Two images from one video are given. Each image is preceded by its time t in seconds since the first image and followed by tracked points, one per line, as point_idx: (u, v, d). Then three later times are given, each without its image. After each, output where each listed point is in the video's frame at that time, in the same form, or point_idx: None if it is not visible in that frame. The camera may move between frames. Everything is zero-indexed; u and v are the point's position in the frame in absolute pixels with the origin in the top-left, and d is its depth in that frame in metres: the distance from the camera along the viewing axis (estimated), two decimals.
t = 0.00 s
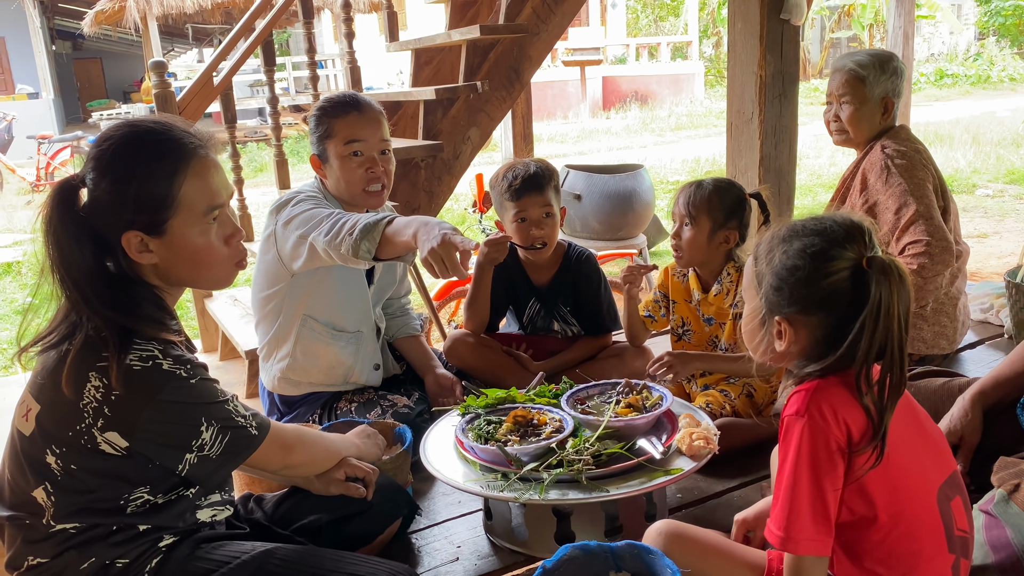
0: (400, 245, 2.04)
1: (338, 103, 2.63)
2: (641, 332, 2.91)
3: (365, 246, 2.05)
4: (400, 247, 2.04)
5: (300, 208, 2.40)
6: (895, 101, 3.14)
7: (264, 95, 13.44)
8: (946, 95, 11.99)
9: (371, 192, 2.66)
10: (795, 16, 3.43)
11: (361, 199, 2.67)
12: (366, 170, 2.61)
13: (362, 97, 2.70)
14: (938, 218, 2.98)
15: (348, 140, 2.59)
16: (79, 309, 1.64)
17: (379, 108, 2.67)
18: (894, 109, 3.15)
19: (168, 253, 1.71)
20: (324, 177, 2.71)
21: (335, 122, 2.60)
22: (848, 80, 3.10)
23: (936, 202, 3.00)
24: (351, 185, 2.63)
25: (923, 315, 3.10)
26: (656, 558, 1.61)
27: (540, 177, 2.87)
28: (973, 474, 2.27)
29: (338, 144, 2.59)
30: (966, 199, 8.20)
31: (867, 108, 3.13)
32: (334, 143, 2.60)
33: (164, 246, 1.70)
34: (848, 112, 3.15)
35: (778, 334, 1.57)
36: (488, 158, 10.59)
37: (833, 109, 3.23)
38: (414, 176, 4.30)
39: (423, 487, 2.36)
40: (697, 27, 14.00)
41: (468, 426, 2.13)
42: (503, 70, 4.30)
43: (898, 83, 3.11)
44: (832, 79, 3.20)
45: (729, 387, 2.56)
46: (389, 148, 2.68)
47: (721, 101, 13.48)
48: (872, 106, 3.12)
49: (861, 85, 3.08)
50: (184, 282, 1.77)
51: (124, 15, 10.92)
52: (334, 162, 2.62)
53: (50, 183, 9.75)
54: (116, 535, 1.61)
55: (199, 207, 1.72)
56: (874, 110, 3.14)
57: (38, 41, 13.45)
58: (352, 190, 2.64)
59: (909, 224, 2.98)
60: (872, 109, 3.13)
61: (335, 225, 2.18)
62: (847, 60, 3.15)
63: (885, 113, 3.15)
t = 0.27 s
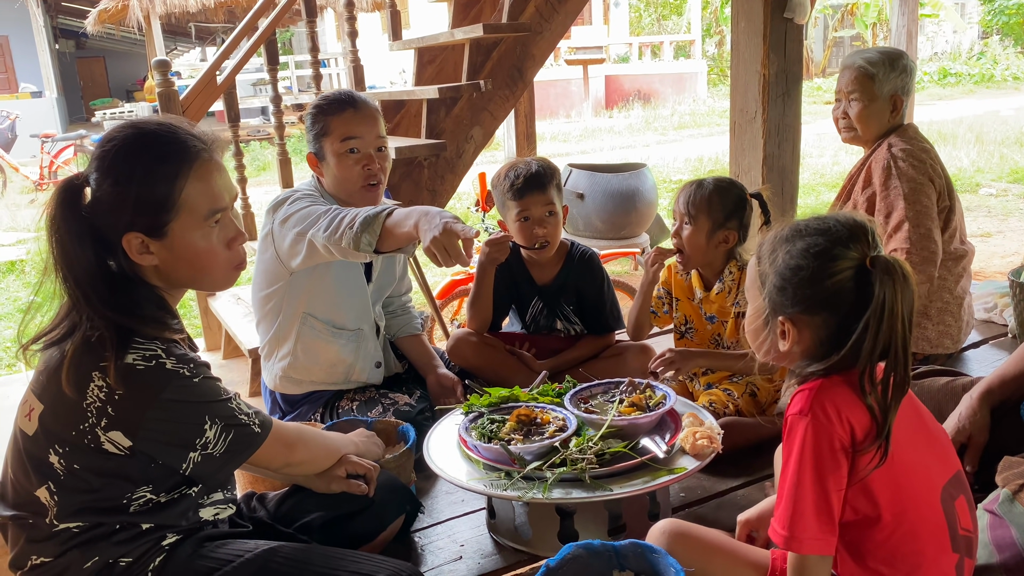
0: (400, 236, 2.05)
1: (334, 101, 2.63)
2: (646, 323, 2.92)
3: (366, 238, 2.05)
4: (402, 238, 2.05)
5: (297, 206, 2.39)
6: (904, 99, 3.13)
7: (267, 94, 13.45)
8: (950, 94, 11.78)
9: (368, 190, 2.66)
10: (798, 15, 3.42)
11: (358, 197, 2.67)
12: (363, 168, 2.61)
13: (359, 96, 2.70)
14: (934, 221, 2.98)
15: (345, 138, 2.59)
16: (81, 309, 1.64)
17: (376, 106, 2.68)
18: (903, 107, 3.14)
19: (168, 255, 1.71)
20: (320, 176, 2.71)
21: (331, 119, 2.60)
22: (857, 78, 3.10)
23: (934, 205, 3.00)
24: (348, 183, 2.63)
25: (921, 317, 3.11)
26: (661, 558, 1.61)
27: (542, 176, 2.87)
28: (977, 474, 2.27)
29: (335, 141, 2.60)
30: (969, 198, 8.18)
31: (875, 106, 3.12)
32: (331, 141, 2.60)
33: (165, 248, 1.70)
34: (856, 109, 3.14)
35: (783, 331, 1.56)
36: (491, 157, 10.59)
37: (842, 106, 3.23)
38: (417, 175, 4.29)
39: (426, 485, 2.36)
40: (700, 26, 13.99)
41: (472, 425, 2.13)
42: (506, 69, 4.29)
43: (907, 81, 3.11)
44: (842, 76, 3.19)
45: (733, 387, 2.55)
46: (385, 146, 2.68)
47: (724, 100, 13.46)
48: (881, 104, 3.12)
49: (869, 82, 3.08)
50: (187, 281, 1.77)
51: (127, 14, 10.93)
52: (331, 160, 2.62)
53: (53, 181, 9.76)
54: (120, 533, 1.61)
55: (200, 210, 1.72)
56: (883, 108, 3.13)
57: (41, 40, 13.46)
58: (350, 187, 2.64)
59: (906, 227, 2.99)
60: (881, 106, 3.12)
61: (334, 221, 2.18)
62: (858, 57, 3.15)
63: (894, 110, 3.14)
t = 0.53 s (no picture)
0: (404, 252, 2.04)
1: (345, 101, 2.62)
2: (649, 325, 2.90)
3: (368, 253, 2.04)
4: (405, 254, 2.04)
5: (303, 209, 2.39)
6: (910, 97, 3.13)
7: (268, 92, 13.46)
8: (952, 92, 11.88)
9: (379, 189, 2.66)
10: (801, 13, 3.42)
11: (370, 197, 2.67)
12: (376, 168, 2.61)
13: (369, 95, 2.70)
14: (931, 222, 2.99)
15: (358, 138, 2.59)
16: (82, 309, 1.64)
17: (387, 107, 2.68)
18: (909, 105, 3.13)
19: (168, 254, 1.71)
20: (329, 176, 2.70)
21: (346, 119, 2.60)
22: (863, 75, 3.10)
23: (933, 205, 3.00)
24: (358, 182, 2.62)
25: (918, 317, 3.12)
26: (662, 556, 1.61)
27: (546, 173, 2.87)
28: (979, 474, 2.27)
29: (347, 141, 2.60)
30: (971, 197, 8.18)
31: (880, 103, 3.11)
32: (343, 141, 2.60)
33: (165, 247, 1.70)
34: (862, 106, 3.14)
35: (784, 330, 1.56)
36: (493, 155, 10.59)
37: (847, 104, 3.22)
38: (419, 174, 4.30)
39: (428, 484, 2.36)
40: (702, 25, 13.98)
41: (473, 423, 2.13)
42: (507, 68, 4.29)
43: (913, 79, 3.11)
44: (848, 73, 3.19)
45: (734, 386, 2.55)
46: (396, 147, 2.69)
47: (725, 98, 13.45)
48: (886, 101, 3.11)
49: (876, 79, 3.07)
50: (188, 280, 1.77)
51: (128, 13, 10.92)
52: (342, 160, 2.61)
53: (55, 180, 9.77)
54: (122, 532, 1.61)
55: (200, 209, 1.71)
56: (888, 106, 3.12)
57: (43, 38, 13.46)
58: (360, 187, 2.63)
59: (904, 227, 2.99)
60: (886, 104, 3.12)
61: (336, 231, 2.18)
62: (865, 55, 3.14)
63: (899, 109, 3.14)
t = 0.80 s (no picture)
0: (406, 265, 2.07)
1: (337, 95, 2.65)
2: (654, 328, 2.89)
3: (370, 266, 2.07)
4: (407, 267, 2.07)
5: (297, 212, 2.40)
6: (912, 94, 3.12)
7: (269, 91, 13.45)
8: (954, 91, 11.82)
9: (381, 178, 2.67)
10: (802, 11, 3.42)
11: (373, 186, 2.67)
12: (376, 158, 2.64)
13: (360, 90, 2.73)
14: (933, 215, 2.99)
15: (355, 129, 2.61)
16: (83, 307, 1.64)
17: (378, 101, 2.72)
18: (910, 102, 3.13)
19: (170, 252, 1.71)
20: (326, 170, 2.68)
21: (341, 111, 2.62)
22: (864, 72, 3.10)
23: (935, 199, 3.00)
24: (361, 174, 2.64)
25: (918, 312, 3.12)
26: (661, 554, 1.61)
27: (551, 169, 2.88)
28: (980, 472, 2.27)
29: (344, 133, 2.61)
30: (972, 195, 8.17)
31: (883, 100, 3.11)
32: (339, 133, 2.61)
33: (166, 244, 1.70)
34: (864, 103, 3.14)
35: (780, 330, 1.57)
36: (494, 154, 10.59)
37: (850, 101, 3.22)
38: (420, 172, 4.30)
39: (428, 482, 2.36)
40: (703, 23, 13.97)
41: (474, 421, 2.13)
42: (508, 66, 4.29)
43: (916, 76, 3.10)
44: (851, 70, 3.19)
45: (735, 384, 2.55)
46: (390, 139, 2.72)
47: (726, 96, 13.44)
48: (888, 98, 3.11)
49: (878, 76, 3.07)
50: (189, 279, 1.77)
51: (129, 12, 10.92)
52: (341, 152, 2.62)
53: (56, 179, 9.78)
54: (123, 529, 1.61)
55: (201, 206, 1.72)
56: (890, 103, 3.12)
57: (44, 37, 13.46)
58: (363, 177, 2.64)
59: (907, 220, 2.99)
60: (888, 101, 3.12)
61: (326, 242, 2.19)
62: (867, 52, 3.14)
63: (901, 106, 3.14)
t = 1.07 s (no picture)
0: (389, 259, 2.20)
1: (321, 91, 2.71)
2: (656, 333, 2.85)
3: (356, 258, 2.17)
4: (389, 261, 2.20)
5: (281, 206, 2.48)
6: (912, 92, 3.11)
7: (269, 90, 13.45)
8: (953, 89, 11.80)
9: (370, 168, 2.72)
10: (801, 10, 3.42)
11: (363, 175, 2.72)
12: (364, 147, 2.69)
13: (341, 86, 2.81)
14: (931, 210, 2.98)
15: (342, 118, 2.67)
16: (85, 303, 1.64)
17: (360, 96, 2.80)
18: (910, 100, 3.13)
19: (171, 250, 1.72)
20: (314, 162, 2.71)
21: (327, 104, 2.67)
22: (864, 70, 3.10)
23: (934, 193, 2.99)
24: (351, 162, 2.68)
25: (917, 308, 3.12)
26: (661, 552, 1.62)
27: (552, 169, 2.88)
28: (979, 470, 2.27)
29: (331, 123, 2.66)
30: (972, 194, 8.17)
31: (882, 98, 3.12)
32: (327, 123, 2.66)
33: (168, 242, 1.70)
34: (864, 101, 3.15)
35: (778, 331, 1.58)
36: (494, 153, 10.59)
37: (851, 99, 3.23)
38: (420, 171, 4.30)
39: (427, 481, 2.37)
40: (703, 22, 13.96)
41: (474, 420, 2.14)
42: (507, 65, 4.29)
43: (916, 75, 3.10)
44: (851, 69, 3.20)
45: (735, 382, 2.56)
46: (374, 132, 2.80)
47: (726, 95, 13.43)
48: (887, 96, 3.11)
49: (877, 74, 3.07)
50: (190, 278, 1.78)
51: (128, 11, 10.91)
52: (330, 142, 2.66)
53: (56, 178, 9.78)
54: (125, 526, 1.61)
55: (203, 203, 1.73)
56: (890, 101, 3.12)
57: (44, 36, 13.45)
58: (352, 167, 2.69)
59: (903, 214, 2.99)
60: (887, 99, 3.12)
61: (307, 238, 2.28)
62: (867, 51, 3.15)
63: (900, 104, 3.14)
